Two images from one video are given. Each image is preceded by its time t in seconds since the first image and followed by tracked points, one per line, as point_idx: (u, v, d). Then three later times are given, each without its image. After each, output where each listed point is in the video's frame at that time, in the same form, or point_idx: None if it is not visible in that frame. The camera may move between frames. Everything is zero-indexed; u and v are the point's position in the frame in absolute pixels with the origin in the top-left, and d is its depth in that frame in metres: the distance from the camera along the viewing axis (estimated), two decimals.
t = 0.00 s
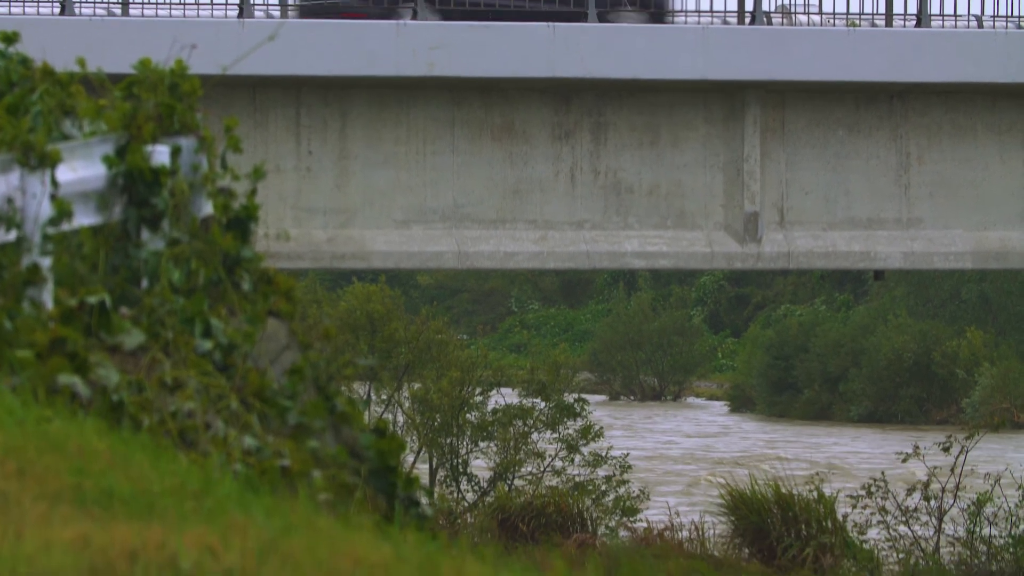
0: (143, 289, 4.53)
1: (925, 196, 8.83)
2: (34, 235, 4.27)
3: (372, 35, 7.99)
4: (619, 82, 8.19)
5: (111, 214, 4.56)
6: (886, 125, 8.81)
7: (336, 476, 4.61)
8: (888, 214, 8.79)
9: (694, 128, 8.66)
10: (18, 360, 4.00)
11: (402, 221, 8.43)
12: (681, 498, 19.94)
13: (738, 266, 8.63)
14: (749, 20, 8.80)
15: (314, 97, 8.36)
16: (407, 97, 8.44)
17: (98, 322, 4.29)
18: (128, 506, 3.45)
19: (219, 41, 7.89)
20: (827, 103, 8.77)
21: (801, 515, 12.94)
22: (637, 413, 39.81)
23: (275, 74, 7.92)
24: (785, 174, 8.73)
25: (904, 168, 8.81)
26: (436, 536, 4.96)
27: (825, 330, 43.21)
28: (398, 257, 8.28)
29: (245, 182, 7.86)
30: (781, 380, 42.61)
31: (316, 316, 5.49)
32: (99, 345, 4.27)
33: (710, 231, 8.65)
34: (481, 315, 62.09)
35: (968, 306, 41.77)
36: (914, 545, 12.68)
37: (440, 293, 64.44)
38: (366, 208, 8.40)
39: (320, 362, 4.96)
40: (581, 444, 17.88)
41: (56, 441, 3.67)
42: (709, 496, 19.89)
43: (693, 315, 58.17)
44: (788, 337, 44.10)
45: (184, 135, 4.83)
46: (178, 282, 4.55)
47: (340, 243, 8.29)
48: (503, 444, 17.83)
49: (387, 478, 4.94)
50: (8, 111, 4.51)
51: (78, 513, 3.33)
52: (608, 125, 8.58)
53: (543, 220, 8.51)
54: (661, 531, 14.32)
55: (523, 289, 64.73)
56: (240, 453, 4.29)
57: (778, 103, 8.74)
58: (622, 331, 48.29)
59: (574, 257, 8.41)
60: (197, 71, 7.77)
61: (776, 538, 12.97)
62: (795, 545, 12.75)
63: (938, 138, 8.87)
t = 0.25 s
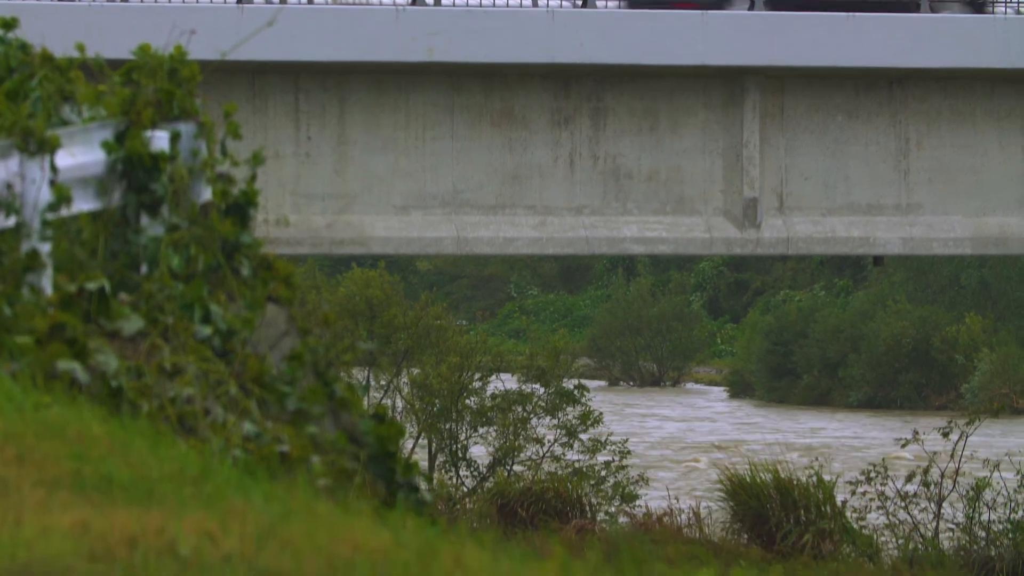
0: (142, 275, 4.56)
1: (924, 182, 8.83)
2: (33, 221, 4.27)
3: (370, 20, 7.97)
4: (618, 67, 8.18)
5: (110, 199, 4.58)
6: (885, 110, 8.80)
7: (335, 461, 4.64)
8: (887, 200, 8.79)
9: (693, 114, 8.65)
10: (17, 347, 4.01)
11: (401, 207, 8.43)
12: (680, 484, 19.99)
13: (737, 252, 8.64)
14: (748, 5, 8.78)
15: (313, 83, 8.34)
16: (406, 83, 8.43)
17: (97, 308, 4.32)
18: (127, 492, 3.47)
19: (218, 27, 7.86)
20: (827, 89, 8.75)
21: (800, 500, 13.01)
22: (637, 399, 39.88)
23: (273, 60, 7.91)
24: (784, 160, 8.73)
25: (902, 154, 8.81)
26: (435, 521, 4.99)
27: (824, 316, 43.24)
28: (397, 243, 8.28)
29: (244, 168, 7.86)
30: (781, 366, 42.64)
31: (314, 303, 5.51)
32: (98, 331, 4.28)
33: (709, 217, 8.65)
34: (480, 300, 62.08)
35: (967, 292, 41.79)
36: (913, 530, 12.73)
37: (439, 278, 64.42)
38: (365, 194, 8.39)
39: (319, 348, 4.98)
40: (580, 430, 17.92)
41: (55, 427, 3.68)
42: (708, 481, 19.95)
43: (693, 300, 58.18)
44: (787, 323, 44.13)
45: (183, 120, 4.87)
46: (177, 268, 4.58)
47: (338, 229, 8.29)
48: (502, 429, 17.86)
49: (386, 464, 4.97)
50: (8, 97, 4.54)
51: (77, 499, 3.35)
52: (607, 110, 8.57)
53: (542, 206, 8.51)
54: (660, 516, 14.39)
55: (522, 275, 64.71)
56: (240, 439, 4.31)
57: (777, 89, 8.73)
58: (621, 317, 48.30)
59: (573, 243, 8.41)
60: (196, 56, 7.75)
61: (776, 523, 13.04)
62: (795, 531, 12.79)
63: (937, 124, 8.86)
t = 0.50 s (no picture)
0: (141, 264, 4.58)
1: (923, 171, 8.83)
2: (32, 210, 4.25)
3: (369, 9, 7.96)
4: (617, 56, 8.17)
5: (109, 187, 4.60)
6: (884, 99, 8.80)
7: (335, 450, 4.66)
8: (887, 188, 8.79)
9: (693, 102, 8.64)
10: (15, 335, 4.01)
11: (400, 196, 8.43)
12: (679, 472, 20.02)
13: (736, 240, 8.63)
14: None
15: (312, 72, 8.33)
16: (406, 71, 8.42)
17: (96, 297, 4.34)
18: (126, 481, 3.48)
19: (218, 16, 7.84)
20: (826, 77, 8.74)
21: (800, 489, 13.07)
22: (636, 387, 39.90)
23: (272, 49, 7.90)
24: (783, 149, 8.73)
25: (901, 142, 8.81)
26: (434, 510, 5.01)
27: (824, 305, 43.24)
28: (397, 232, 8.28)
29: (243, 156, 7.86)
30: (780, 354, 42.66)
31: (313, 292, 5.52)
32: (98, 320, 4.30)
33: (708, 206, 8.65)
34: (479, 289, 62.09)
35: (966, 280, 41.80)
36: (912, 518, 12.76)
37: (437, 267, 64.39)
38: (364, 183, 8.39)
39: (318, 337, 5.00)
40: (579, 418, 17.96)
41: (54, 416, 3.70)
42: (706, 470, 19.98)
43: (692, 289, 58.19)
44: (786, 312, 44.15)
45: (182, 109, 4.90)
46: (176, 257, 4.60)
47: (337, 218, 8.29)
48: (501, 418, 17.88)
49: (385, 452, 4.99)
50: (7, 86, 4.56)
51: (77, 488, 3.35)
52: (606, 99, 8.56)
53: (542, 194, 8.50)
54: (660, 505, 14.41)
55: (521, 264, 64.69)
56: (239, 427, 4.33)
57: (777, 78, 8.72)
58: (620, 305, 48.30)
59: (572, 232, 8.41)
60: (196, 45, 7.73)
61: (774, 512, 13.07)
62: (794, 520, 12.84)
63: (936, 113, 8.86)
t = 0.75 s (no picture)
0: (140, 251, 4.58)
1: (922, 158, 8.82)
2: (31, 197, 4.29)
3: None
4: (616, 43, 8.16)
5: (108, 174, 4.61)
6: (884, 86, 8.79)
7: (334, 437, 4.65)
8: (886, 175, 8.78)
9: (692, 89, 8.63)
10: (16, 322, 4.06)
11: (399, 182, 8.43)
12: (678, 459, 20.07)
13: (735, 227, 8.64)
14: None
15: (311, 59, 8.32)
16: (405, 58, 8.41)
17: (95, 284, 4.35)
18: (126, 468, 3.49)
19: (218, 5, 7.82)
20: (826, 64, 8.73)
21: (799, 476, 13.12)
22: (635, 374, 39.94)
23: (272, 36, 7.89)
24: (783, 136, 8.72)
25: (901, 130, 8.81)
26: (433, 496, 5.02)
27: (823, 292, 43.26)
28: (396, 219, 8.28)
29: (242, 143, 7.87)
30: (779, 341, 42.69)
31: (312, 279, 5.53)
32: (97, 307, 4.32)
33: (707, 192, 8.64)
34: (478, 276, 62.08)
35: (966, 267, 41.83)
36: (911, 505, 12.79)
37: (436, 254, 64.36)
38: (364, 170, 8.39)
39: (318, 323, 5.01)
40: (578, 405, 18.00)
41: (54, 403, 3.72)
42: (706, 457, 20.03)
43: (691, 276, 58.20)
44: (785, 299, 44.17)
45: (182, 96, 4.91)
46: (175, 244, 4.61)
47: (337, 205, 8.29)
48: (501, 405, 17.91)
49: (384, 439, 5.00)
50: (7, 73, 4.62)
51: (77, 475, 3.37)
52: (606, 86, 8.55)
53: (541, 181, 8.50)
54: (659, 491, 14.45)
55: (520, 251, 64.69)
56: (238, 414, 4.34)
57: (776, 65, 8.71)
58: (620, 292, 48.31)
59: (572, 219, 8.42)
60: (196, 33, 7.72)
61: (773, 498, 13.10)
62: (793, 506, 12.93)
63: (936, 100, 8.85)
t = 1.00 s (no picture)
0: (140, 240, 4.58)
1: (921, 146, 8.82)
2: (30, 185, 4.30)
3: None
4: (615, 32, 8.16)
5: (108, 163, 4.61)
6: (883, 75, 8.79)
7: (333, 425, 4.68)
8: (885, 164, 8.78)
9: (691, 78, 8.62)
10: (14, 311, 4.06)
11: (398, 171, 8.42)
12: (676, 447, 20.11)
13: (734, 215, 8.63)
14: None
15: (311, 47, 8.31)
16: (404, 47, 8.39)
17: (95, 273, 4.36)
18: (126, 457, 3.51)
19: None
20: (825, 52, 8.73)
21: (798, 464, 13.18)
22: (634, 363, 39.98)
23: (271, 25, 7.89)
24: (782, 124, 8.72)
25: (899, 118, 8.80)
26: (432, 484, 5.04)
27: (822, 280, 43.27)
28: (395, 207, 8.29)
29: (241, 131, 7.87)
30: (779, 330, 42.71)
31: (310, 268, 5.55)
32: (96, 296, 4.33)
33: (706, 181, 8.64)
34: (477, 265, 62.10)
35: (965, 255, 41.84)
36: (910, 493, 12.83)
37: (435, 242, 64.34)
38: (363, 158, 8.39)
39: (317, 312, 5.03)
40: (577, 394, 18.05)
41: (53, 392, 3.73)
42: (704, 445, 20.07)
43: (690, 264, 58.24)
44: (784, 287, 44.19)
45: (181, 85, 4.94)
46: (174, 233, 4.63)
47: (336, 193, 8.29)
48: (500, 393, 17.95)
49: (383, 428, 5.01)
50: (6, 61, 4.60)
51: (76, 464, 3.39)
52: (605, 74, 8.55)
53: (540, 169, 8.50)
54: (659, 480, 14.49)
55: (519, 239, 64.70)
56: (237, 403, 4.36)
57: (775, 54, 8.70)
58: (619, 281, 48.33)
59: (571, 207, 8.43)
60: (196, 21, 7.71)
61: (773, 487, 13.16)
62: (792, 494, 12.96)
63: (935, 89, 8.84)
